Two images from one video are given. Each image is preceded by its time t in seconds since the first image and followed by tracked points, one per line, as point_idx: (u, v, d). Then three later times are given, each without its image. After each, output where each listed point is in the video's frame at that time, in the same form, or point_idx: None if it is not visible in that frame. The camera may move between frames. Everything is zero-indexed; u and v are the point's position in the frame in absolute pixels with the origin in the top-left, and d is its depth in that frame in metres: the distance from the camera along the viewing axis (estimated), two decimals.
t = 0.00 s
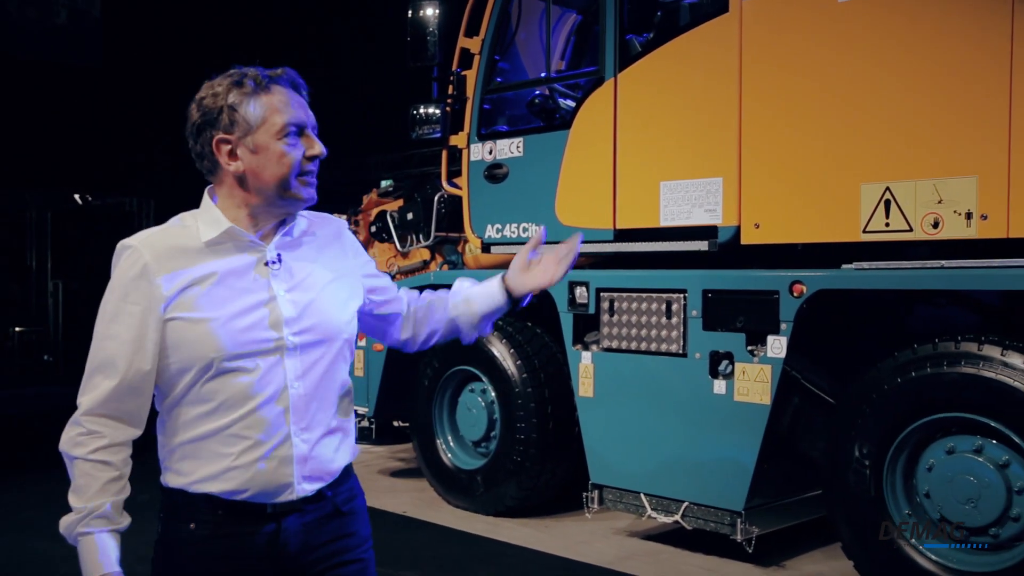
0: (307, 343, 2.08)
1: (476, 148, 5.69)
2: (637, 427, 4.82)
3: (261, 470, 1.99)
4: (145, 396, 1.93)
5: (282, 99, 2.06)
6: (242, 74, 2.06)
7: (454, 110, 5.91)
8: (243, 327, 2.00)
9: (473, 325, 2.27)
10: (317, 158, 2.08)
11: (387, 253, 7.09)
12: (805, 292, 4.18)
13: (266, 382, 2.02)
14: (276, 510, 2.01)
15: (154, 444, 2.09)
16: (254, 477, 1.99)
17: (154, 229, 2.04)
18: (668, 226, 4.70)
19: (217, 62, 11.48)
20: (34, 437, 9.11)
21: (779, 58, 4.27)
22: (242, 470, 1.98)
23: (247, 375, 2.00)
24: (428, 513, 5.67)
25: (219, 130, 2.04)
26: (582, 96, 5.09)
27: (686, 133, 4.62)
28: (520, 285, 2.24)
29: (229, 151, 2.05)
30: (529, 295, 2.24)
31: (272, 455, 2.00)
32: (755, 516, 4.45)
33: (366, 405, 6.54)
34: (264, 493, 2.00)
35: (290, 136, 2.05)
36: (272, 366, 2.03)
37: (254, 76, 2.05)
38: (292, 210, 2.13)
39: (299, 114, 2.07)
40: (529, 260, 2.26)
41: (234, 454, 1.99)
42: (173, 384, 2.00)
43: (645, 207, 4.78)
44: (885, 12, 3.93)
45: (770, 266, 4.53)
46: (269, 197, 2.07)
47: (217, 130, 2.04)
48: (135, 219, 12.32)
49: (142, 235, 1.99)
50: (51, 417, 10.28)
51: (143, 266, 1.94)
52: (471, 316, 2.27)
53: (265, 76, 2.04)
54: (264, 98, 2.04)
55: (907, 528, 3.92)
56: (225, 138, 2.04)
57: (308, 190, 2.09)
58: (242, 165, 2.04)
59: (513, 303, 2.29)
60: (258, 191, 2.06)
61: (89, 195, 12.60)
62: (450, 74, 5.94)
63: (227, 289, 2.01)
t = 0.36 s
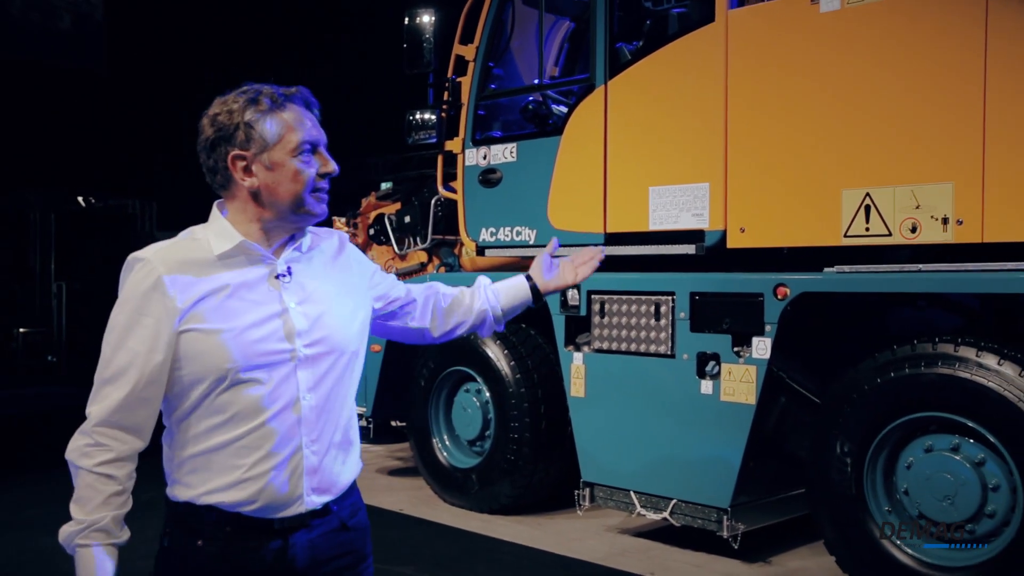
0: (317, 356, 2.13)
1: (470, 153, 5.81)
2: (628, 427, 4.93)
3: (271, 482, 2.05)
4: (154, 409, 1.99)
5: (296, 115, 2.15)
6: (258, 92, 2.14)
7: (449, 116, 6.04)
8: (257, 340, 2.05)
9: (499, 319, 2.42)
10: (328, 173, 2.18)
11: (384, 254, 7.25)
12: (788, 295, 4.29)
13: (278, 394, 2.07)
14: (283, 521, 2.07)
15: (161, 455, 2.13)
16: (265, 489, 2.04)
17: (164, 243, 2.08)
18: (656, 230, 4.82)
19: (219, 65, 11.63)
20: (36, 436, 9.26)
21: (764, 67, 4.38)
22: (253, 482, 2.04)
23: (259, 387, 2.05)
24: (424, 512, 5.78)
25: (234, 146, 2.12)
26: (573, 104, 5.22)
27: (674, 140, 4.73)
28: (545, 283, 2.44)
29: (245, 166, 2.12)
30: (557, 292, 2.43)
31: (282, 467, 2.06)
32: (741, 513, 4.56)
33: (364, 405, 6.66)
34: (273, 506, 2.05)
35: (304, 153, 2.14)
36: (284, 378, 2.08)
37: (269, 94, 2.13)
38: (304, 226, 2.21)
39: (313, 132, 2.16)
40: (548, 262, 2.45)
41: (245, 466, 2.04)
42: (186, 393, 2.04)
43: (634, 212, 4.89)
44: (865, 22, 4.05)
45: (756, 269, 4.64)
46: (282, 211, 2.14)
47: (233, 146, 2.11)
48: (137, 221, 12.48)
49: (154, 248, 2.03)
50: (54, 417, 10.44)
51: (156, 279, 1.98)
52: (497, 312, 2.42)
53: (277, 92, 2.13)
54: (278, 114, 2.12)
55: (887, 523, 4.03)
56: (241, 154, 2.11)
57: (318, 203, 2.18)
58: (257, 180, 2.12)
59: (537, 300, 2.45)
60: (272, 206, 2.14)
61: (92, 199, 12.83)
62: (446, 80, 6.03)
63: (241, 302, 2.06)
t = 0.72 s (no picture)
0: (356, 363, 2.13)
1: (469, 158, 5.90)
2: (624, 426, 5.03)
3: (309, 486, 2.04)
4: (201, 404, 1.95)
5: (343, 123, 2.13)
6: (308, 98, 2.13)
7: (449, 122, 6.14)
8: (300, 343, 2.04)
9: (518, 355, 2.39)
10: (370, 181, 2.16)
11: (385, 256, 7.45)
12: (779, 298, 4.38)
13: (318, 398, 2.06)
14: (318, 526, 2.06)
15: (191, 455, 2.10)
16: (302, 493, 2.03)
17: (212, 240, 2.06)
18: (651, 234, 4.92)
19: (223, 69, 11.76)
20: (43, 435, 9.45)
21: (756, 74, 4.47)
22: (291, 486, 2.02)
23: (300, 390, 2.04)
24: (424, 509, 5.89)
25: (281, 149, 2.11)
26: (569, 109, 5.32)
27: (668, 145, 4.83)
28: (566, 322, 2.41)
29: (291, 170, 2.11)
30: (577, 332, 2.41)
31: (321, 471, 2.05)
32: (733, 511, 4.66)
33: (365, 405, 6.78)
34: (308, 510, 2.04)
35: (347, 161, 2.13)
36: (324, 383, 2.08)
37: (320, 101, 2.13)
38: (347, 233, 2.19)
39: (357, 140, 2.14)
40: (574, 302, 2.44)
41: (285, 469, 2.02)
42: (225, 393, 2.01)
43: (629, 216, 4.99)
44: (860, 27, 4.12)
45: (748, 273, 4.75)
46: (323, 216, 2.13)
47: (280, 150, 2.11)
48: (144, 223, 13.11)
49: (202, 244, 2.01)
50: (60, 415, 10.64)
51: (206, 273, 1.96)
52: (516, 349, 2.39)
53: (324, 99, 2.12)
54: (325, 121, 2.12)
55: (871, 519, 4.14)
56: (287, 157, 2.11)
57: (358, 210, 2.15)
58: (301, 184, 2.10)
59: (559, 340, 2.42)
60: (313, 210, 2.12)
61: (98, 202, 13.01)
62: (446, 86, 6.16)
63: (285, 304, 2.05)
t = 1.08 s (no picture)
0: (372, 362, 2.24)
1: (470, 159, 6.01)
2: (621, 422, 5.14)
3: (322, 477, 2.13)
4: (224, 391, 2.04)
5: (337, 119, 2.21)
6: (325, 99, 2.28)
7: (450, 124, 6.27)
8: (320, 339, 2.14)
9: (515, 384, 2.53)
10: (352, 175, 2.18)
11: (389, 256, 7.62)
12: (771, 296, 4.48)
13: (334, 394, 2.16)
14: (326, 515, 2.15)
15: (207, 439, 2.18)
16: (314, 484, 2.12)
17: (244, 232, 2.19)
18: (646, 234, 5.02)
19: (228, 71, 11.87)
20: (50, 433, 9.60)
21: (749, 78, 4.58)
22: (304, 476, 2.11)
23: (318, 385, 2.14)
24: (425, 505, 6.01)
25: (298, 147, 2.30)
26: (568, 112, 5.43)
27: (663, 147, 4.94)
28: (568, 359, 2.51)
29: (301, 167, 2.28)
30: (576, 369, 2.49)
31: (333, 463, 2.14)
32: (726, 505, 4.77)
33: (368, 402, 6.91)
34: (318, 500, 2.13)
35: (334, 155, 2.19)
36: (339, 379, 2.18)
37: (328, 101, 2.26)
38: (345, 228, 2.24)
39: (346, 135, 2.19)
40: (580, 341, 2.53)
41: (299, 460, 2.11)
42: (246, 384, 2.10)
43: (625, 217, 5.10)
44: (857, 31, 4.19)
45: (742, 272, 4.86)
46: (316, 208, 2.22)
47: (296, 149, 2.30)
48: (149, 223, 13.27)
49: (233, 236, 2.14)
50: (68, 414, 10.80)
51: (236, 264, 2.08)
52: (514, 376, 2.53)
53: (329, 97, 2.23)
54: (322, 118, 2.22)
55: (861, 512, 4.22)
56: (299, 156, 2.28)
57: (345, 203, 2.19)
58: (303, 179, 2.26)
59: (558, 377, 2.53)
60: (309, 204, 2.24)
61: (104, 203, 13.17)
62: (447, 89, 6.28)
63: (308, 301, 2.16)
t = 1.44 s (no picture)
0: (349, 360, 2.26)
1: (468, 160, 6.11)
2: (615, 419, 5.24)
3: (296, 473, 2.15)
4: (198, 387, 2.10)
5: (316, 115, 2.27)
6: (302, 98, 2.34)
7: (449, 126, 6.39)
8: (295, 337, 2.18)
9: (496, 387, 2.56)
10: (332, 170, 2.22)
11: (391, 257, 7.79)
12: (762, 295, 4.56)
13: (309, 391, 2.19)
14: (302, 512, 2.17)
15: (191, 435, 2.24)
16: (289, 479, 2.14)
17: (223, 231, 2.23)
18: (641, 234, 5.11)
19: (230, 72, 11.97)
20: (54, 431, 9.69)
21: (740, 80, 4.67)
22: (278, 472, 2.14)
23: (293, 382, 2.18)
24: (424, 500, 6.10)
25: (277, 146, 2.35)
26: (564, 114, 5.53)
27: (657, 148, 5.03)
28: (551, 366, 2.53)
29: (281, 165, 2.33)
30: (558, 374, 2.52)
31: (307, 459, 2.16)
32: (719, 500, 4.86)
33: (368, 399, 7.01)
34: (293, 496, 2.15)
35: (313, 150, 2.25)
36: (315, 376, 2.21)
37: (307, 98, 2.32)
38: (326, 222, 2.28)
39: (325, 130, 2.25)
40: (568, 348, 2.57)
41: (274, 455, 2.15)
42: (222, 380, 2.16)
43: (620, 217, 5.19)
44: (846, 35, 4.28)
45: (734, 272, 4.96)
46: (296, 205, 2.26)
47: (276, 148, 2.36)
48: (153, 223, 13.37)
49: (211, 235, 2.19)
50: (72, 412, 10.90)
51: (210, 263, 2.13)
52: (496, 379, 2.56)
53: (307, 95, 2.29)
54: (301, 115, 2.28)
55: (849, 506, 4.31)
56: (279, 154, 2.34)
57: (325, 198, 2.23)
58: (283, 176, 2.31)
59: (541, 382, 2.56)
60: (290, 200, 2.28)
61: (107, 203, 13.27)
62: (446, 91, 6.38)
63: (283, 299, 2.20)
